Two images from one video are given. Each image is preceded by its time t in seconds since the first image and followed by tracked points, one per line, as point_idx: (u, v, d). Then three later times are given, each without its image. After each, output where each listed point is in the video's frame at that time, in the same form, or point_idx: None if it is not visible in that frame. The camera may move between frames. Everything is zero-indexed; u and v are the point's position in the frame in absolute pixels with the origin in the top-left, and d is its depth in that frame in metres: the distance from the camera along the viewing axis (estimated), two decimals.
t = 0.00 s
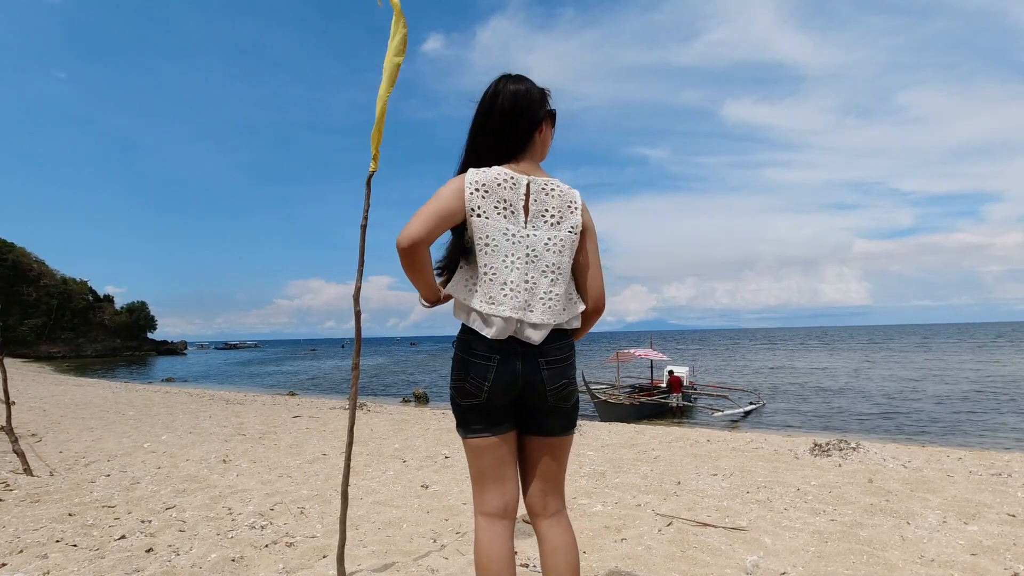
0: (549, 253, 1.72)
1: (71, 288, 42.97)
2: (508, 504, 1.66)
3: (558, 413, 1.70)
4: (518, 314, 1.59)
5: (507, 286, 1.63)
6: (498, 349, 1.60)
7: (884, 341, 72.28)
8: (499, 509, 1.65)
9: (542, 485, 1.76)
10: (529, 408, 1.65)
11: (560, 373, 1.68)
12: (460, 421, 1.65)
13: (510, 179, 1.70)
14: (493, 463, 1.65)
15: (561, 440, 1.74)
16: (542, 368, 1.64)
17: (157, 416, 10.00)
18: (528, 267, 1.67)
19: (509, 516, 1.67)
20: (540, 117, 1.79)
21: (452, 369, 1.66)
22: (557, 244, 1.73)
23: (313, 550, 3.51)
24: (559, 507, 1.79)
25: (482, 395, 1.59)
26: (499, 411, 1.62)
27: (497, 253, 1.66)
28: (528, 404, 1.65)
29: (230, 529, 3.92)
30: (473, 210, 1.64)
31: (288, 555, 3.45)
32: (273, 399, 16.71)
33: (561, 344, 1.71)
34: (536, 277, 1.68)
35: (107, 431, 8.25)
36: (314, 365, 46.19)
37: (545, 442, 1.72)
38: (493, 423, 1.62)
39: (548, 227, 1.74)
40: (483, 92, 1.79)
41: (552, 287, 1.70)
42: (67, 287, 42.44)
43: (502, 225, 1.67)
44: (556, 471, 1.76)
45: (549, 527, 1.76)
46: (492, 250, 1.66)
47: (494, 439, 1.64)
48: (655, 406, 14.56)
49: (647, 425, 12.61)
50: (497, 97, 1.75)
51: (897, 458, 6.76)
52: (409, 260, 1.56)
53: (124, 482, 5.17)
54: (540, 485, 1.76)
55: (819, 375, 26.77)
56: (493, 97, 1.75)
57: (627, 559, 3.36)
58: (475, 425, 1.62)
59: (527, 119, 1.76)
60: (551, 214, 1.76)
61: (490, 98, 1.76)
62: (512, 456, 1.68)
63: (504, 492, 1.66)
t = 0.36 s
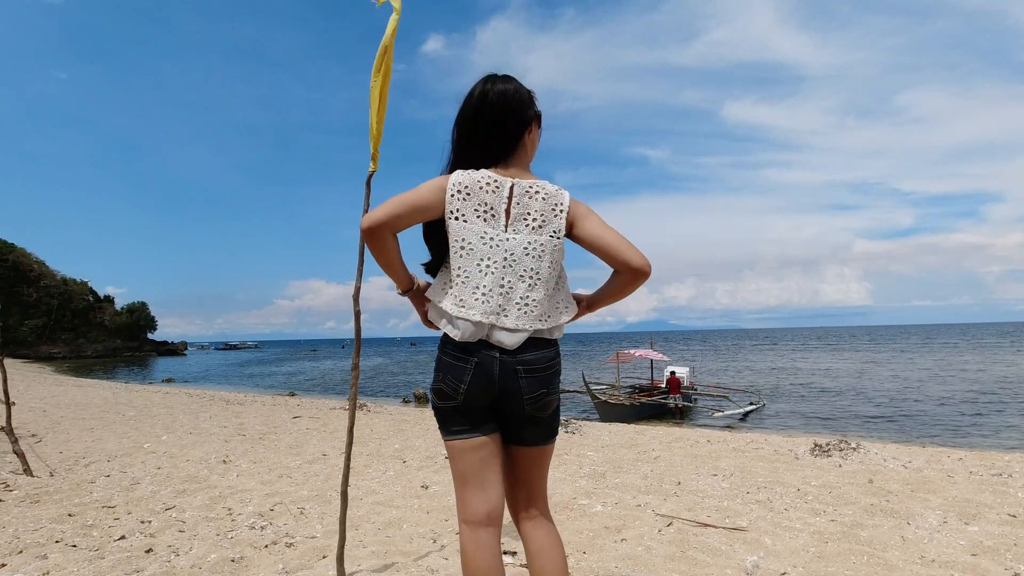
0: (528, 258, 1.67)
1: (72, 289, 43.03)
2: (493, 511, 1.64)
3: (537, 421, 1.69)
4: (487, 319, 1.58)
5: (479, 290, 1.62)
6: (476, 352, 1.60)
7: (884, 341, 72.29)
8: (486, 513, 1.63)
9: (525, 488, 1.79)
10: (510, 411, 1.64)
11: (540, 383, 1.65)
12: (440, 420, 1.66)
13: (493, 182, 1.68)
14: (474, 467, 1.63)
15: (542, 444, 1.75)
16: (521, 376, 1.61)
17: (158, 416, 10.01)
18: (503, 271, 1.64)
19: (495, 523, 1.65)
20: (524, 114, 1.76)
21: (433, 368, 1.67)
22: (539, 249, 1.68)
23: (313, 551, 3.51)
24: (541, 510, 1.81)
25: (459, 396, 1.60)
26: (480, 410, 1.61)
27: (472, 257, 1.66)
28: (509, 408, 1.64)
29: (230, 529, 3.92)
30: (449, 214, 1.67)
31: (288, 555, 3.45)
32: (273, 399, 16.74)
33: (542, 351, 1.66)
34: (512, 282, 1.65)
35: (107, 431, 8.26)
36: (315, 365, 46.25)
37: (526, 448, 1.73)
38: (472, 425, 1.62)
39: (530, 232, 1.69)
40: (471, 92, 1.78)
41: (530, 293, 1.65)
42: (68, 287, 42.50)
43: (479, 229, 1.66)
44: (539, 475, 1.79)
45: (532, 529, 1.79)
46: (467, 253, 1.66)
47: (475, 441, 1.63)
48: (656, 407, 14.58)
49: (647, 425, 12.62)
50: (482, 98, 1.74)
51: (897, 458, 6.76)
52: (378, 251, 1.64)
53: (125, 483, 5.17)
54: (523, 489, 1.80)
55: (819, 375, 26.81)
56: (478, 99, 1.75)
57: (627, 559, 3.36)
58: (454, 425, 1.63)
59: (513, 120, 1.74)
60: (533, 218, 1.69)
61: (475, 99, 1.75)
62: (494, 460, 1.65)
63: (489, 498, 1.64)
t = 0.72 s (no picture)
0: (531, 263, 1.68)
1: (72, 289, 43.03)
2: (492, 512, 1.63)
3: (536, 422, 1.70)
4: (498, 328, 1.58)
5: (487, 299, 1.62)
6: (477, 357, 1.59)
7: (884, 340, 72.26)
8: (484, 515, 1.62)
9: (520, 490, 1.80)
10: (508, 412, 1.64)
11: (539, 384, 1.66)
12: (438, 422, 1.65)
13: (490, 189, 1.68)
14: (473, 468, 1.62)
15: (539, 445, 1.75)
16: (521, 378, 1.62)
17: (158, 416, 10.01)
18: (509, 279, 1.65)
19: (494, 524, 1.64)
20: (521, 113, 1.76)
21: (432, 369, 1.66)
22: (542, 253, 1.69)
23: (313, 551, 3.51)
24: (538, 511, 1.82)
25: (459, 398, 1.59)
26: (479, 412, 1.61)
27: (477, 267, 1.65)
28: (508, 409, 1.64)
29: (230, 530, 3.92)
30: (450, 225, 1.65)
31: (288, 556, 3.44)
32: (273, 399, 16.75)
33: (542, 354, 1.68)
34: (519, 288, 1.65)
35: (107, 431, 8.27)
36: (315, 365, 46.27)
37: (524, 449, 1.74)
38: (472, 426, 1.61)
39: (530, 237, 1.69)
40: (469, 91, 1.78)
41: (537, 298, 1.67)
42: (68, 287, 42.48)
43: (481, 238, 1.65)
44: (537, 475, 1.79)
45: (529, 531, 1.79)
46: (472, 263, 1.65)
47: (475, 442, 1.62)
48: (656, 407, 14.58)
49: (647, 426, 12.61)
50: (479, 97, 1.74)
51: (897, 458, 6.75)
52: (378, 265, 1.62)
53: (124, 483, 5.17)
54: (518, 491, 1.80)
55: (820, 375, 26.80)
56: (476, 97, 1.74)
57: (627, 559, 3.36)
58: (453, 426, 1.62)
59: (511, 121, 1.74)
60: (533, 222, 1.70)
61: (474, 99, 1.75)
62: (493, 461, 1.65)
63: (488, 499, 1.63)
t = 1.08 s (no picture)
0: (535, 260, 1.71)
1: (72, 289, 43.01)
2: (494, 515, 1.62)
3: (535, 423, 1.70)
4: (508, 322, 1.58)
5: (495, 295, 1.62)
6: (480, 356, 1.58)
7: (884, 340, 72.21)
8: (487, 517, 1.62)
9: (519, 492, 1.79)
10: (510, 412, 1.64)
11: (540, 385, 1.68)
12: (439, 424, 1.63)
13: (492, 186, 1.68)
14: (475, 471, 1.61)
15: (538, 447, 1.75)
16: (523, 378, 1.63)
17: (159, 416, 10.02)
18: (515, 275, 1.66)
19: (496, 527, 1.63)
20: (524, 116, 1.77)
21: (431, 371, 1.63)
22: (544, 251, 1.72)
23: (313, 550, 3.51)
24: (537, 512, 1.81)
25: (462, 400, 1.57)
26: (480, 413, 1.59)
27: (483, 263, 1.64)
28: (510, 409, 1.63)
29: (230, 529, 3.92)
30: (454, 221, 1.62)
31: (288, 555, 3.44)
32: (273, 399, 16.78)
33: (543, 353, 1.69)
34: (524, 284, 1.67)
35: (108, 431, 8.28)
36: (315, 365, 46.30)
37: (524, 449, 1.73)
38: (474, 428, 1.60)
39: (533, 234, 1.72)
40: (471, 91, 1.77)
41: (541, 294, 1.70)
42: (68, 287, 42.48)
43: (485, 234, 1.65)
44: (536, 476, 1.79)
45: (528, 533, 1.79)
46: (477, 260, 1.63)
47: (476, 444, 1.61)
48: (656, 406, 14.58)
49: (647, 425, 12.59)
50: (483, 97, 1.73)
51: (897, 458, 6.74)
52: (387, 277, 1.54)
53: (125, 482, 5.18)
54: (518, 492, 1.79)
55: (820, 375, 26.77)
56: (480, 97, 1.74)
57: (627, 559, 3.36)
58: (454, 428, 1.60)
59: (515, 123, 1.75)
60: (535, 220, 1.73)
61: (478, 99, 1.75)
62: (495, 463, 1.64)
63: (490, 502, 1.62)
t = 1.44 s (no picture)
0: (524, 258, 1.70)
1: (73, 289, 42.96)
2: (491, 513, 1.63)
3: (527, 422, 1.69)
4: (493, 322, 1.58)
5: (482, 294, 1.62)
6: (466, 355, 1.59)
7: (885, 339, 72.10)
8: (484, 516, 1.62)
9: (515, 490, 1.80)
10: (501, 411, 1.63)
11: (529, 384, 1.65)
12: (432, 426, 1.65)
13: (482, 187, 1.69)
14: (469, 470, 1.62)
15: (532, 445, 1.75)
16: (511, 378, 1.62)
17: (160, 416, 10.02)
18: (502, 274, 1.66)
19: (494, 525, 1.63)
20: (518, 116, 1.76)
21: (422, 371, 1.67)
22: (534, 249, 1.71)
23: (314, 550, 3.52)
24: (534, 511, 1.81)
25: (450, 399, 1.59)
26: (471, 411, 1.60)
27: (470, 263, 1.65)
28: (501, 408, 1.63)
29: (231, 529, 3.92)
30: (444, 222, 1.63)
31: (289, 555, 3.44)
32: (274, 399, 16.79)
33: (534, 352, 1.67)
34: (512, 283, 1.66)
35: (109, 431, 8.28)
36: (316, 364, 46.31)
37: (517, 448, 1.73)
38: (464, 427, 1.62)
39: (521, 232, 1.71)
40: (466, 91, 1.77)
41: (532, 291, 1.68)
42: (69, 287, 42.44)
43: (473, 234, 1.65)
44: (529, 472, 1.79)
45: (525, 532, 1.79)
46: (464, 260, 1.65)
47: (466, 443, 1.62)
48: (656, 406, 14.58)
49: (648, 425, 12.59)
50: (478, 98, 1.73)
51: (898, 457, 6.73)
52: (405, 283, 1.48)
53: (126, 482, 5.18)
54: (515, 490, 1.80)
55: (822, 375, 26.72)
56: (475, 98, 1.74)
57: (628, 559, 3.36)
58: (446, 429, 1.62)
59: (509, 124, 1.75)
60: (524, 218, 1.72)
61: (472, 100, 1.75)
62: (489, 461, 1.65)
63: (485, 500, 1.63)
